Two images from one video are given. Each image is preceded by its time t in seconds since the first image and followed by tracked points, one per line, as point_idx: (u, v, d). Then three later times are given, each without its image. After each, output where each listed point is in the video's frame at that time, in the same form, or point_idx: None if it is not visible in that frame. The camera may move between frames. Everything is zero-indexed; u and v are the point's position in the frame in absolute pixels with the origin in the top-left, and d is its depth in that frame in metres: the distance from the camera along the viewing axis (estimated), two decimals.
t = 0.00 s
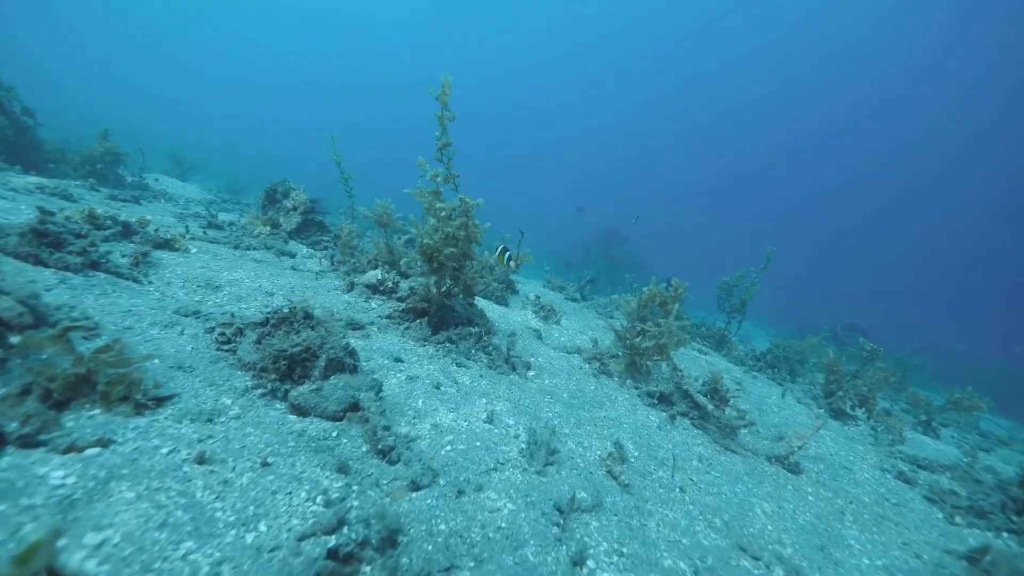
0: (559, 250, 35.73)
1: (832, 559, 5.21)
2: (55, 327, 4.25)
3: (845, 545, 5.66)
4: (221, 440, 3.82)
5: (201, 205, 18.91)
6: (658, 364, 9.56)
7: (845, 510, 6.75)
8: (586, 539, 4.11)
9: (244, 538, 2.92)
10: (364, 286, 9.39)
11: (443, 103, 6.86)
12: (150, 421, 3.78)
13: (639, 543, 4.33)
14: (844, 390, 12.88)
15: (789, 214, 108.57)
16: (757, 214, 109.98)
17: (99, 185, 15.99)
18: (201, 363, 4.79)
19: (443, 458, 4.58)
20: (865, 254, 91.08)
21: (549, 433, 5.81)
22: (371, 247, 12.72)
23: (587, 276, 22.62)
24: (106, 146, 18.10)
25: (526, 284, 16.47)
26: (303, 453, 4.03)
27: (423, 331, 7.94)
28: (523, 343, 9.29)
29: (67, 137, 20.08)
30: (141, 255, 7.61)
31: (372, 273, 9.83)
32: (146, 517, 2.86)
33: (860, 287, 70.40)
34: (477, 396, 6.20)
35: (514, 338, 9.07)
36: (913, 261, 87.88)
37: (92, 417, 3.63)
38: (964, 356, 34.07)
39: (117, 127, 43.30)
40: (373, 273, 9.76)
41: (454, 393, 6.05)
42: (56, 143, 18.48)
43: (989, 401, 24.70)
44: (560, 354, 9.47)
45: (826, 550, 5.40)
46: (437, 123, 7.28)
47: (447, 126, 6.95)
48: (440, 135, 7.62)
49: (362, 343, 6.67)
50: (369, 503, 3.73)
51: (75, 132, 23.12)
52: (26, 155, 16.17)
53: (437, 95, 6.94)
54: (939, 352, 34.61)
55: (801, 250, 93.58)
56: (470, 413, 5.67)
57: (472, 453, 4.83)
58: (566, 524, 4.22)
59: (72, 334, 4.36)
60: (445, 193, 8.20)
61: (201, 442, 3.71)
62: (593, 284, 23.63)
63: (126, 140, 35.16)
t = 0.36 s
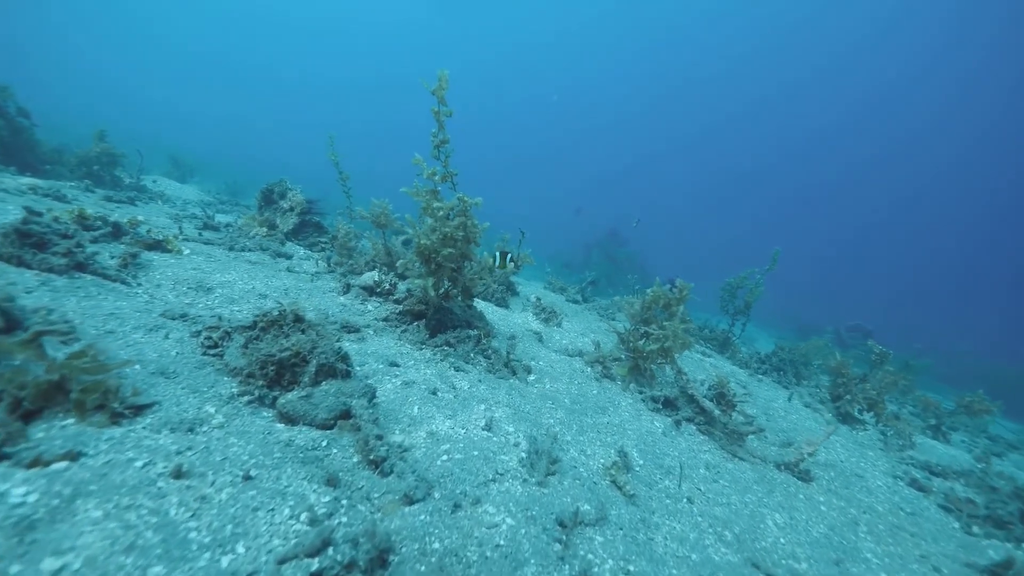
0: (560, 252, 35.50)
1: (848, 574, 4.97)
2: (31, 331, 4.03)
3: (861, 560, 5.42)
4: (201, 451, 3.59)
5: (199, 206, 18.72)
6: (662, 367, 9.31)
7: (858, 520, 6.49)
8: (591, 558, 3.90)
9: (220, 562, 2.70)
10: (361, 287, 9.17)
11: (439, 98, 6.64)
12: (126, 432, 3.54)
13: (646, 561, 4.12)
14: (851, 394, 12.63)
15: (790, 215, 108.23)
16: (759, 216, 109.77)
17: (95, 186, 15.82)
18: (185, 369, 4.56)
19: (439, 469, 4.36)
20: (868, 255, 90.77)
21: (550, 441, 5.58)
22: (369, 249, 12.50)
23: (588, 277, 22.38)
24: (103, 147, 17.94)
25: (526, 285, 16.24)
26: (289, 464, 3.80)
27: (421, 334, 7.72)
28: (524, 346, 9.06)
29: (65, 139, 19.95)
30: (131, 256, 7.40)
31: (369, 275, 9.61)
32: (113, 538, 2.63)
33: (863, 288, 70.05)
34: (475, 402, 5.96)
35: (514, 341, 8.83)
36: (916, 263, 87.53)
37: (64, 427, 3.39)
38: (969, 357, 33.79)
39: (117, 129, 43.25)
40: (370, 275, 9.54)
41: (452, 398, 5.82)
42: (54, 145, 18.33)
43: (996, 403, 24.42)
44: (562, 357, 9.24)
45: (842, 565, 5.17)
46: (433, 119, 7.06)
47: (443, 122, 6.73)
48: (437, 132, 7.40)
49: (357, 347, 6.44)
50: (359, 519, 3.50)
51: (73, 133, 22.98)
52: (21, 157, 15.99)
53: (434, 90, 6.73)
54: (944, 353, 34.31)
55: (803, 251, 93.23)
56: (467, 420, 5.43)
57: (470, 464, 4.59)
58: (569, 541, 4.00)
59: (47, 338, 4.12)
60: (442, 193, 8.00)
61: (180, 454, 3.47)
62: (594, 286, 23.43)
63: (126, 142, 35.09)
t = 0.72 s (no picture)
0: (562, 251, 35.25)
1: None
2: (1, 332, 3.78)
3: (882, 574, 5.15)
4: (178, 461, 3.34)
5: (197, 205, 18.52)
6: (668, 369, 9.04)
7: (875, 531, 6.21)
8: None
9: None
10: (359, 287, 8.93)
11: (437, 89, 6.39)
12: (99, 441, 3.29)
13: None
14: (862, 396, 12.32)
15: (794, 215, 107.84)
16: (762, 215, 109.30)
17: (91, 185, 15.63)
18: (167, 373, 4.31)
19: (435, 478, 4.11)
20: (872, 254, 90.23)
21: (553, 447, 5.31)
22: (368, 248, 12.26)
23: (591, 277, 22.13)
24: (101, 146, 17.77)
25: (528, 285, 15.97)
26: (274, 475, 3.55)
27: (419, 334, 7.47)
28: (526, 347, 8.80)
29: (63, 139, 19.81)
30: (120, 255, 7.18)
31: (366, 274, 9.36)
32: (72, 562, 2.38)
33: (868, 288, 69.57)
34: (474, 406, 5.71)
35: (516, 342, 8.58)
36: (920, 263, 86.92)
37: (31, 436, 3.13)
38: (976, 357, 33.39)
39: (118, 129, 43.21)
40: (368, 274, 9.29)
41: (450, 402, 5.57)
42: (51, 144, 18.17)
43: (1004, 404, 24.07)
44: (564, 359, 8.98)
45: None
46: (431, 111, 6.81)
47: (441, 114, 6.47)
48: (435, 125, 7.14)
49: (352, 349, 6.19)
50: (348, 535, 3.26)
51: (72, 133, 22.86)
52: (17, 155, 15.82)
53: (431, 81, 6.47)
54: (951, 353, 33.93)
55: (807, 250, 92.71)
56: (466, 425, 5.18)
57: (468, 473, 4.33)
58: (574, 558, 3.74)
59: (18, 341, 3.88)
60: (441, 189, 7.76)
61: (155, 466, 3.22)
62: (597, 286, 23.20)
63: (127, 142, 35.01)
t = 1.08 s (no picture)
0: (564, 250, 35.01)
1: None
2: None
3: None
4: (153, 470, 3.12)
5: (195, 202, 18.35)
6: (673, 370, 8.77)
7: (891, 540, 5.94)
8: None
9: None
10: (356, 285, 8.70)
11: (434, 78, 6.15)
12: (67, 449, 3.07)
13: None
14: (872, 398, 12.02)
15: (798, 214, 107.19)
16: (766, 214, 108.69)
17: (89, 182, 15.46)
18: (148, 375, 4.09)
19: (429, 488, 3.87)
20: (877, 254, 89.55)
21: (555, 453, 5.07)
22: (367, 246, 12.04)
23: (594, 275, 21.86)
24: (99, 142, 17.62)
25: (531, 284, 15.71)
26: (257, 485, 3.32)
27: (417, 334, 7.23)
28: (528, 346, 8.55)
29: (62, 136, 19.69)
30: (109, 251, 6.96)
31: (364, 272, 9.13)
32: None
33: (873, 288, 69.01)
34: (473, 409, 5.47)
35: (517, 342, 8.33)
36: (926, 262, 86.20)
37: None
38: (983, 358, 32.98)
39: (119, 127, 43.17)
40: (366, 272, 9.05)
41: (447, 406, 5.33)
42: (49, 141, 18.05)
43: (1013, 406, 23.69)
44: (567, 359, 8.73)
45: None
46: (428, 102, 6.58)
47: (438, 105, 6.24)
48: (432, 117, 6.90)
49: (346, 349, 5.95)
50: (334, 552, 3.03)
51: (73, 131, 22.77)
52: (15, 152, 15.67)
53: (428, 69, 6.22)
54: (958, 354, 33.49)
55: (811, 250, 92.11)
56: (464, 430, 4.94)
57: (464, 482, 4.09)
58: None
59: None
60: (440, 184, 7.51)
61: (126, 476, 2.99)
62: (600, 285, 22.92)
63: (128, 140, 34.94)
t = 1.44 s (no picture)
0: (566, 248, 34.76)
1: None
2: None
3: None
4: (123, 481, 2.90)
5: (192, 199, 18.15)
6: (678, 370, 8.53)
7: (905, 547, 5.71)
8: None
9: None
10: (352, 283, 8.47)
11: (429, 66, 5.93)
12: (31, 459, 2.85)
13: None
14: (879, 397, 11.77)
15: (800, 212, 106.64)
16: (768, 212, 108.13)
17: (84, 178, 15.26)
18: (126, 378, 3.87)
19: (423, 497, 3.65)
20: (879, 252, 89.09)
21: (556, 459, 4.84)
22: (364, 243, 11.81)
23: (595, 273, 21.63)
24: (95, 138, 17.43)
25: (532, 281, 15.46)
26: (236, 496, 3.11)
27: (414, 333, 7.00)
28: (528, 345, 8.32)
29: (59, 134, 19.52)
30: (96, 247, 6.77)
31: (360, 269, 8.91)
32: None
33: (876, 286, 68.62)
34: (470, 411, 5.25)
35: (517, 341, 8.10)
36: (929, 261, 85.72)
37: None
38: (988, 357, 32.67)
39: (120, 125, 43.06)
40: (362, 269, 8.83)
41: (444, 408, 5.11)
42: (46, 138, 17.89)
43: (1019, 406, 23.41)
44: (569, 358, 8.49)
45: None
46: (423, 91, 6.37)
47: (434, 94, 6.02)
48: (428, 107, 6.67)
49: (339, 350, 5.73)
50: (317, 570, 2.81)
51: (70, 128, 22.59)
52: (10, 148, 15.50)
53: (422, 57, 6.00)
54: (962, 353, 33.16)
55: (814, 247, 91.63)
56: (461, 434, 4.71)
57: (459, 490, 3.87)
58: None
59: None
60: (436, 177, 7.28)
61: (93, 488, 2.77)
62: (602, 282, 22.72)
63: (127, 137, 34.77)
